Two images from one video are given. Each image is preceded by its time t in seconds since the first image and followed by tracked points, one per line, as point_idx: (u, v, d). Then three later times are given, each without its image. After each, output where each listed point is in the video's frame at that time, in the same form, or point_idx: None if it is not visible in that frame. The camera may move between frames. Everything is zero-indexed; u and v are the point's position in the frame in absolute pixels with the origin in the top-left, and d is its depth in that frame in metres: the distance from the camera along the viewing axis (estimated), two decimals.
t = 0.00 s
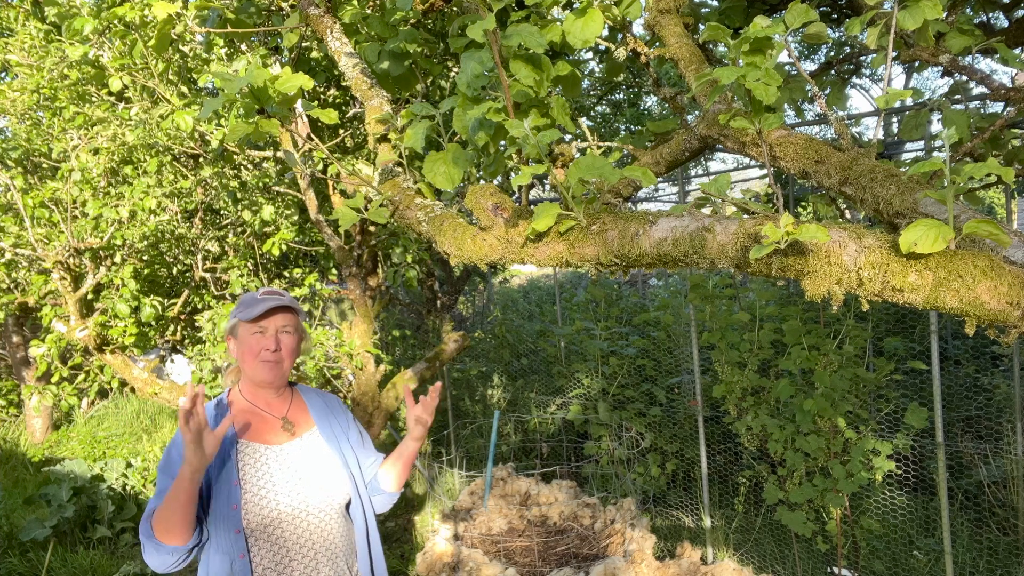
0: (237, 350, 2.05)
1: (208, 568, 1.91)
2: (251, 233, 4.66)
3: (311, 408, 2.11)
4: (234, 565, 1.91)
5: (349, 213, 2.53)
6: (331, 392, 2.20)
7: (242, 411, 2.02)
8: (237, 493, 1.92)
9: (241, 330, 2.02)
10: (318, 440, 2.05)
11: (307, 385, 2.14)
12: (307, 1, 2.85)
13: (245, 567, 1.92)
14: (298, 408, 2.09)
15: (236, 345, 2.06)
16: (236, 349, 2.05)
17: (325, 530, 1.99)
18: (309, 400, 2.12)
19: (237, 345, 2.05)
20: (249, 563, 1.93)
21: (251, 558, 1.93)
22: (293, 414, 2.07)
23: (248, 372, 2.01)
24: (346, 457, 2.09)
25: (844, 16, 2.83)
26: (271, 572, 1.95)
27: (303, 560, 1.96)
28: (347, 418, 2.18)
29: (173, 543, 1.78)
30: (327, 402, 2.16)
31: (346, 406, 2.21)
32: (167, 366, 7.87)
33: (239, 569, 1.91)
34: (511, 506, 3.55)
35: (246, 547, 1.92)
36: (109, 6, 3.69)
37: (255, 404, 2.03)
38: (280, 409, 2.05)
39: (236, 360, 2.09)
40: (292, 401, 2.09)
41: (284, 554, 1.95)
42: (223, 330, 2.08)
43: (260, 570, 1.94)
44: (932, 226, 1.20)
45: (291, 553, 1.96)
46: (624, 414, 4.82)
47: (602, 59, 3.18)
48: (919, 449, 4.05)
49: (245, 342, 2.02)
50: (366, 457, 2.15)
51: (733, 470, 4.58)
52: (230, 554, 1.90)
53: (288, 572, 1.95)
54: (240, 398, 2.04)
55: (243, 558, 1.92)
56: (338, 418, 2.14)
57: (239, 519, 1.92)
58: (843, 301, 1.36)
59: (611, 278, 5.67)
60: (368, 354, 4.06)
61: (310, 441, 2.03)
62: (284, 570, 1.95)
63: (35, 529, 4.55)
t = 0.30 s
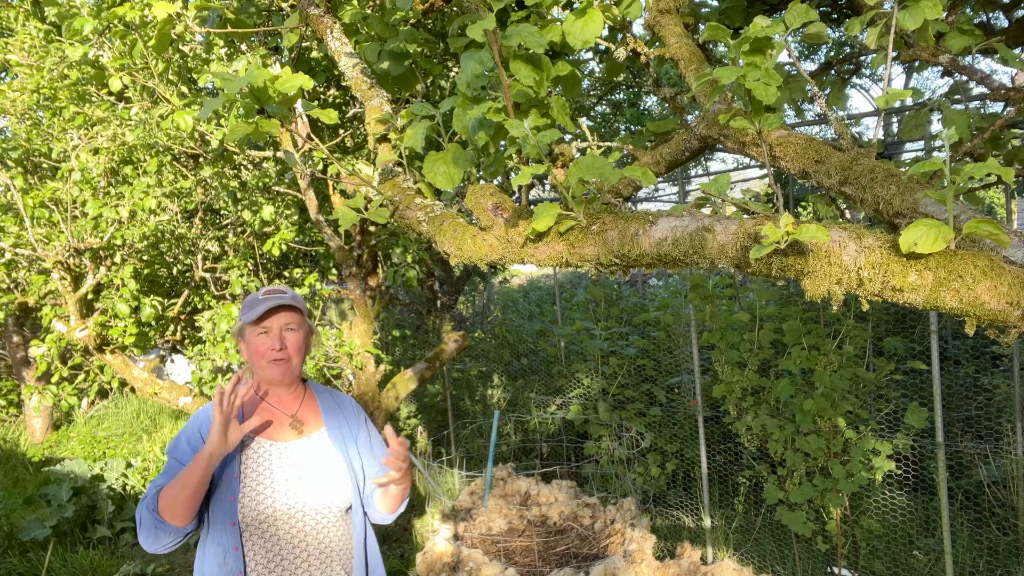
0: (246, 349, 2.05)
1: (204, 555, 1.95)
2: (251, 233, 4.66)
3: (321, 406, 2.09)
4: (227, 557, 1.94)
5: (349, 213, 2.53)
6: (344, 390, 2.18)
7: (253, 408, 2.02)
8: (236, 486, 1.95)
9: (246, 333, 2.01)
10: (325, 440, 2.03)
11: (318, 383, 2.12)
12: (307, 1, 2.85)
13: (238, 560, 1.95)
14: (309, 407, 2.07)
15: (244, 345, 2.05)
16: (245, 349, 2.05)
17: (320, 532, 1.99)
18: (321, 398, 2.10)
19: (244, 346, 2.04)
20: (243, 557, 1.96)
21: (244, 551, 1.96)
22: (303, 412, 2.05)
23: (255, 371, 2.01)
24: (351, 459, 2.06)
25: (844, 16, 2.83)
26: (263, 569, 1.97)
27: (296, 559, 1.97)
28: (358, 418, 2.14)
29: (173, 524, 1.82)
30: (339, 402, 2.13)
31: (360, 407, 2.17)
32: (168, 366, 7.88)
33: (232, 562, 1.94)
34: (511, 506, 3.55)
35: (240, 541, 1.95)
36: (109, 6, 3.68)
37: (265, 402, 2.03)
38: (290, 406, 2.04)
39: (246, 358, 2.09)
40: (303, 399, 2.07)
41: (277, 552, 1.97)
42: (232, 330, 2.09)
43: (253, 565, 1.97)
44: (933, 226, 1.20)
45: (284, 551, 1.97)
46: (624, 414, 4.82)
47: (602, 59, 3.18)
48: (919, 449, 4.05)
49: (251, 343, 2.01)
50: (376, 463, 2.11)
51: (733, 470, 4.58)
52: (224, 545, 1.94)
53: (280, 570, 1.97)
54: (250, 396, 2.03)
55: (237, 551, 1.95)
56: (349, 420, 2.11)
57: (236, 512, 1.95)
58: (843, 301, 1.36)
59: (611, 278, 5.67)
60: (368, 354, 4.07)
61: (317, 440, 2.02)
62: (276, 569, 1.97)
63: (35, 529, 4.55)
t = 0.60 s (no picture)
0: (255, 351, 2.05)
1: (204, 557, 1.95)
2: (251, 233, 4.65)
3: (326, 409, 2.09)
4: (229, 559, 1.94)
5: (349, 213, 2.53)
6: (349, 394, 2.18)
7: (257, 410, 2.03)
8: (238, 488, 1.94)
9: (257, 336, 2.02)
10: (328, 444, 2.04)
11: (324, 386, 2.12)
12: (307, 1, 2.85)
13: (240, 562, 1.94)
14: (314, 409, 2.08)
15: (253, 347, 2.06)
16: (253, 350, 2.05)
17: (321, 534, 1.99)
18: (325, 401, 2.11)
19: (252, 348, 2.05)
20: (243, 559, 1.95)
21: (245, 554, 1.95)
22: (308, 415, 2.05)
23: (263, 373, 2.01)
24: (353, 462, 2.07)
25: (844, 16, 2.83)
26: (264, 571, 1.96)
27: (297, 562, 1.97)
28: (361, 422, 2.15)
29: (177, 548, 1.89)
30: (343, 405, 2.13)
31: (363, 411, 2.18)
32: (168, 366, 7.88)
33: (233, 564, 1.94)
34: (511, 506, 3.55)
35: (242, 543, 1.95)
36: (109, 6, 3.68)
37: (270, 404, 2.03)
38: (295, 408, 2.04)
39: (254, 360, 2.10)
40: (308, 402, 2.07)
41: (278, 554, 1.97)
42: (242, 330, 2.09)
43: (253, 567, 1.96)
44: (932, 226, 1.20)
45: (284, 554, 1.97)
46: (624, 414, 4.82)
47: (602, 59, 3.18)
48: (919, 449, 4.05)
49: (261, 346, 2.02)
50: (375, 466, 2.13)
51: (733, 470, 4.58)
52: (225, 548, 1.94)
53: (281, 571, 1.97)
54: (256, 398, 2.04)
55: (238, 553, 1.94)
56: (352, 424, 2.11)
57: (237, 515, 1.94)
58: (843, 301, 1.36)
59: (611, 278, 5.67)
60: (368, 354, 4.07)
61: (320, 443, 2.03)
62: (277, 570, 1.97)
63: (35, 529, 4.55)
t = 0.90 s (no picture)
0: (244, 354, 2.05)
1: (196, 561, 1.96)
2: (251, 233, 4.65)
3: (318, 410, 2.09)
4: (221, 564, 1.95)
5: (349, 213, 2.53)
6: (341, 394, 2.18)
7: (248, 413, 2.03)
8: (229, 493, 1.95)
9: (246, 338, 2.02)
10: (321, 444, 2.04)
11: (316, 387, 2.13)
12: (307, 1, 2.85)
13: (232, 567, 1.96)
14: (305, 411, 2.08)
15: (242, 349, 2.06)
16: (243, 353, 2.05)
17: (314, 536, 1.99)
18: (317, 402, 2.11)
19: (242, 351, 2.05)
20: (236, 564, 1.96)
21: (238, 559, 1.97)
22: (300, 417, 2.06)
23: (253, 376, 2.01)
24: (345, 462, 2.06)
25: (844, 16, 2.83)
26: None
27: (290, 564, 1.98)
28: (354, 421, 2.14)
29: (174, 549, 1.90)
30: (335, 406, 2.13)
31: (356, 411, 2.17)
32: (168, 366, 7.88)
33: (226, 569, 1.96)
34: (511, 506, 3.55)
35: (234, 547, 1.96)
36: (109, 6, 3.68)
37: (262, 408, 2.03)
38: (286, 410, 2.04)
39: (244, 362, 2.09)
40: (300, 403, 2.08)
41: (270, 558, 1.97)
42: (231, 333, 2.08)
43: (246, 570, 1.96)
44: (932, 226, 1.20)
45: (277, 557, 1.97)
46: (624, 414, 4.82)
47: (602, 59, 3.19)
48: (919, 449, 4.05)
49: (250, 348, 2.02)
50: (368, 464, 2.13)
51: (733, 470, 4.58)
52: (218, 553, 1.95)
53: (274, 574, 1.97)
54: (246, 401, 2.04)
55: (230, 558, 1.96)
56: (344, 425, 2.11)
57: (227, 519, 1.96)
58: (843, 301, 1.36)
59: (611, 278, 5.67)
60: (368, 354, 4.07)
61: (312, 444, 2.03)
62: (270, 573, 1.97)
63: (35, 529, 4.55)
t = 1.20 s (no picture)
0: (230, 354, 2.06)
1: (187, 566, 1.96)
2: (251, 233, 4.66)
3: (308, 410, 2.10)
4: (211, 569, 1.95)
5: (349, 213, 2.53)
6: (331, 394, 2.20)
7: (238, 414, 2.03)
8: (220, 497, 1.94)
9: (230, 338, 2.04)
10: (312, 444, 2.05)
11: (304, 387, 2.14)
12: (307, 1, 2.85)
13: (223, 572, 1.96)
14: (295, 411, 2.09)
15: (228, 350, 2.07)
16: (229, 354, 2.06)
17: (306, 537, 1.99)
18: (307, 402, 2.12)
19: (228, 352, 2.06)
20: (227, 567, 1.95)
21: (229, 561, 1.96)
22: (290, 416, 2.07)
23: (240, 375, 2.03)
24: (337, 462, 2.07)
25: (844, 16, 2.83)
26: None
27: (282, 565, 1.97)
28: (345, 422, 2.16)
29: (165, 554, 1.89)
30: (325, 406, 2.14)
31: (347, 411, 2.19)
32: (168, 366, 7.88)
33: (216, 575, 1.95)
34: (511, 506, 3.55)
35: (225, 551, 1.95)
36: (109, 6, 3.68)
37: (251, 409, 2.04)
38: (275, 411, 2.05)
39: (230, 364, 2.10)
40: (289, 403, 2.09)
41: (263, 561, 1.97)
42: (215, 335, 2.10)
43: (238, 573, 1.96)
44: (932, 226, 1.20)
45: (269, 559, 1.97)
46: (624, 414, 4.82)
47: (602, 59, 3.19)
48: (919, 449, 4.05)
49: (235, 348, 2.03)
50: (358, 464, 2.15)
51: (733, 469, 4.58)
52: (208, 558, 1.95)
53: None
54: (235, 403, 2.04)
55: (221, 563, 1.95)
56: (335, 426, 2.12)
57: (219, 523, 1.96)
58: (843, 301, 1.36)
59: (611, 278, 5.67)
60: (368, 354, 4.07)
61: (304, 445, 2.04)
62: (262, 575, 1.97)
63: (35, 530, 4.55)
